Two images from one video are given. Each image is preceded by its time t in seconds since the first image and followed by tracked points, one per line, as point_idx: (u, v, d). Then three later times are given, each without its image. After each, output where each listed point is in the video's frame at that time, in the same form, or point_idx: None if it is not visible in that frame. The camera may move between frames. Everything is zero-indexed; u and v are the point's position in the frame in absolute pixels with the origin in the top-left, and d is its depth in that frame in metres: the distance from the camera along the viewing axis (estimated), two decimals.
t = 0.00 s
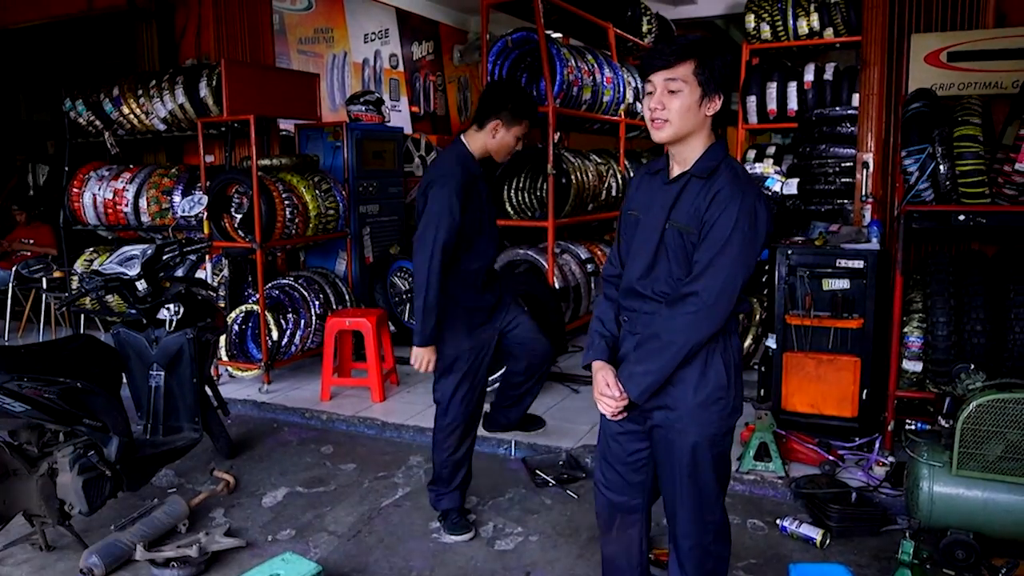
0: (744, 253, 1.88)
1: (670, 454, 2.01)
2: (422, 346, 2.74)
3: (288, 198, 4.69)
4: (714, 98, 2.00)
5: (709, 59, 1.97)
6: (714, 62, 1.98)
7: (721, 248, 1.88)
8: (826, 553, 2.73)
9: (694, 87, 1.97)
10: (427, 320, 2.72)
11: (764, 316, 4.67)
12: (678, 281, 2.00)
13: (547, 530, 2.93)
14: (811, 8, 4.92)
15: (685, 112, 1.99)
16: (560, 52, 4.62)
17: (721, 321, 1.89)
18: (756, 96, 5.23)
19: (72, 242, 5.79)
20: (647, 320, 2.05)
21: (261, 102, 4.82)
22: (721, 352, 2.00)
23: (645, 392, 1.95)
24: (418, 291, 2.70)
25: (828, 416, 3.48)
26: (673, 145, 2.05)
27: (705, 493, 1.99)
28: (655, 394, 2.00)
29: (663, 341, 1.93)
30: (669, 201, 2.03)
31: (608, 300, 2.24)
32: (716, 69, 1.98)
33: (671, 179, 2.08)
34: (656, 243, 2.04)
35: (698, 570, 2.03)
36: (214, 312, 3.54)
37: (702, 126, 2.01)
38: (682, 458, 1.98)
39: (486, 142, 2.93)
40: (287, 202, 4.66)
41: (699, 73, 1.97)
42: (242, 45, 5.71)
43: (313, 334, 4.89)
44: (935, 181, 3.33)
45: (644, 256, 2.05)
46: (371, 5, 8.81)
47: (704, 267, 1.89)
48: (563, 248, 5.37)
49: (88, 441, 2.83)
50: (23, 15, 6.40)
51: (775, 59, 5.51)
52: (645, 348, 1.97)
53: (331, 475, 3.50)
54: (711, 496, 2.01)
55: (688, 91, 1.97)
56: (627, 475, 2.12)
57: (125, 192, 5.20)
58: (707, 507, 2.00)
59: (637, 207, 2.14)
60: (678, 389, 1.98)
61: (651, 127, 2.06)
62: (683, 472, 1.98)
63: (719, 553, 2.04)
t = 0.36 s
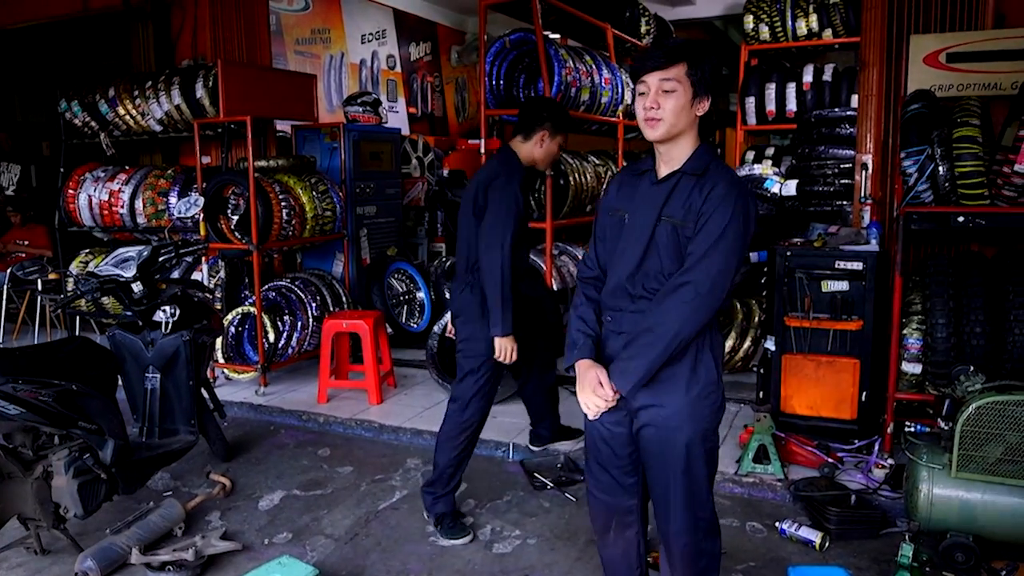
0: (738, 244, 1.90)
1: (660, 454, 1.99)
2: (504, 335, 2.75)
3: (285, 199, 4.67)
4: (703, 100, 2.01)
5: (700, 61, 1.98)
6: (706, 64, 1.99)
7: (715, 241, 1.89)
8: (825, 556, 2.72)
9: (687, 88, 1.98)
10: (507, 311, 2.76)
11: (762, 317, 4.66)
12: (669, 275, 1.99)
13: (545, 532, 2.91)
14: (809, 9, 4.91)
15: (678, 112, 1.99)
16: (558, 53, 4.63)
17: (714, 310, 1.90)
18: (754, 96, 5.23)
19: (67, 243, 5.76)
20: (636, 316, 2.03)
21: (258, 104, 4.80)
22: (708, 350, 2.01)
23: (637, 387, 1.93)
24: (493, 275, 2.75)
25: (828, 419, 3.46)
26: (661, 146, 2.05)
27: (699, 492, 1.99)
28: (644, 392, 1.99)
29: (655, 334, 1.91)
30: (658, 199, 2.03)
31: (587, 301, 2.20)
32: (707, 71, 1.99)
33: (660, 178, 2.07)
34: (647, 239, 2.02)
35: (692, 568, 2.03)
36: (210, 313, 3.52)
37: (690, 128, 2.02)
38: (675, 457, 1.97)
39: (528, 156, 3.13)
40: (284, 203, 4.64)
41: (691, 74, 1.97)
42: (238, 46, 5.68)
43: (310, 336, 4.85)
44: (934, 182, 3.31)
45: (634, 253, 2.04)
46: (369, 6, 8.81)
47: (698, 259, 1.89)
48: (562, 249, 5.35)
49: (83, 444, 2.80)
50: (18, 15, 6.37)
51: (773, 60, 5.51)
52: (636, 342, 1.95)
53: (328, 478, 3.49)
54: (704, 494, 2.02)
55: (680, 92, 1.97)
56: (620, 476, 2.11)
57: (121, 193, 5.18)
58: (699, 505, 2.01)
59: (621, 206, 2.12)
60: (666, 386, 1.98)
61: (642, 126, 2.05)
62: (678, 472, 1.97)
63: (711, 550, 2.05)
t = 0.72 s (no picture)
0: (720, 235, 1.98)
1: (651, 453, 2.00)
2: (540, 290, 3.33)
3: (282, 199, 4.67)
4: (677, 102, 2.06)
5: (674, 64, 2.04)
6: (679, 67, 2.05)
7: (699, 234, 1.95)
8: (824, 556, 2.71)
9: (663, 89, 2.03)
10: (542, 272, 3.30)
11: (761, 318, 4.65)
12: (656, 270, 2.03)
13: (544, 533, 2.91)
14: (809, 8, 4.90)
15: (655, 113, 2.04)
16: (556, 52, 4.62)
17: (701, 298, 1.96)
18: (753, 96, 5.23)
19: (63, 244, 5.74)
20: (625, 313, 2.04)
21: (255, 104, 4.78)
22: (695, 346, 2.06)
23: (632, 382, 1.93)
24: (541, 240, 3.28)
25: (827, 419, 3.46)
26: (637, 146, 2.09)
27: (692, 489, 2.00)
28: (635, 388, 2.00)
29: (646, 326, 1.94)
30: (638, 197, 2.07)
31: (568, 303, 2.20)
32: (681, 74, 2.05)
33: (637, 179, 2.11)
34: (631, 238, 2.05)
35: (685, 565, 2.05)
36: (208, 314, 3.51)
37: (665, 128, 2.07)
38: (667, 454, 1.98)
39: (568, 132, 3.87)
40: (282, 203, 4.64)
41: (668, 76, 2.03)
42: (236, 45, 5.67)
43: (307, 336, 4.83)
44: (933, 182, 3.31)
45: (619, 251, 2.06)
46: (368, 5, 8.80)
47: (684, 251, 1.95)
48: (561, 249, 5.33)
49: (80, 445, 2.80)
50: (15, 15, 6.34)
51: (772, 59, 5.50)
52: (626, 337, 1.96)
53: (326, 479, 3.48)
54: (695, 490, 2.03)
55: (656, 94, 2.02)
56: (613, 475, 2.11)
57: (118, 193, 5.17)
58: (691, 500, 2.02)
59: (601, 208, 2.14)
60: (652, 380, 1.98)
61: (619, 126, 2.09)
62: (670, 470, 1.98)
63: (704, 545, 2.07)
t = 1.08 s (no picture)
0: (706, 229, 1.99)
1: (643, 450, 2.01)
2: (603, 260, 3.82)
3: (282, 198, 4.67)
4: (658, 103, 2.08)
5: (652, 65, 2.07)
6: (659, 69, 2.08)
7: (684, 228, 1.96)
8: (825, 556, 2.71)
9: (645, 91, 2.05)
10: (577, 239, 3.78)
11: (761, 318, 4.64)
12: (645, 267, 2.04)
13: (544, 533, 2.91)
14: (809, 8, 4.90)
15: (638, 114, 2.06)
16: (556, 52, 4.62)
17: (690, 292, 1.97)
18: (754, 96, 5.23)
19: (64, 243, 5.73)
20: (616, 310, 2.05)
21: (255, 103, 4.78)
22: (685, 342, 2.08)
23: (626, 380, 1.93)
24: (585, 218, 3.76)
25: (827, 419, 3.46)
26: (622, 148, 2.11)
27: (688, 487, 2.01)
28: (626, 385, 2.03)
29: (634, 321, 1.95)
30: (625, 196, 2.08)
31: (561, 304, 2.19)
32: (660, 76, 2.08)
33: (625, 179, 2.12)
34: (619, 236, 2.06)
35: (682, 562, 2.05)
36: (208, 314, 3.51)
37: (649, 128, 2.09)
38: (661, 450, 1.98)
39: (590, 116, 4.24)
40: (282, 202, 4.64)
41: (649, 77, 2.06)
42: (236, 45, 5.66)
43: (307, 336, 4.84)
44: (933, 182, 3.32)
45: (608, 250, 2.07)
46: (368, 5, 8.81)
47: (670, 246, 1.96)
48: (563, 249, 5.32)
49: (81, 444, 2.80)
50: (15, 14, 6.33)
51: (773, 59, 5.50)
52: (616, 333, 1.97)
53: (326, 479, 3.48)
54: (691, 488, 2.04)
55: (638, 95, 2.04)
56: (611, 473, 2.12)
57: (118, 193, 5.17)
58: (685, 497, 2.03)
59: (590, 209, 2.15)
60: (645, 378, 2.03)
61: (603, 130, 2.11)
62: (665, 467, 1.99)
63: (699, 543, 2.08)
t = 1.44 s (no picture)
0: (698, 226, 1.97)
1: (640, 447, 2.03)
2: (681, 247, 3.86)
3: (282, 198, 4.66)
4: (652, 101, 2.07)
5: (646, 64, 2.04)
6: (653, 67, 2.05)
7: (675, 227, 1.95)
8: (825, 556, 2.71)
9: (638, 90, 2.04)
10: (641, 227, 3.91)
11: (761, 318, 4.64)
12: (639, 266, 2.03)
13: (544, 533, 2.90)
14: (809, 7, 4.90)
15: (632, 114, 2.05)
16: (557, 51, 4.61)
17: (683, 291, 1.95)
18: (754, 95, 5.23)
19: (64, 243, 5.73)
20: (613, 309, 2.05)
21: (255, 103, 4.78)
22: (682, 340, 2.06)
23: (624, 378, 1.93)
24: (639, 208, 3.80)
25: (827, 419, 3.45)
26: (617, 146, 2.11)
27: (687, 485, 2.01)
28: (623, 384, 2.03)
29: (627, 321, 1.94)
30: (618, 196, 2.08)
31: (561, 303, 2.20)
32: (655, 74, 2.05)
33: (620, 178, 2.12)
34: (614, 236, 2.06)
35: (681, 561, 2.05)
36: (207, 314, 3.51)
37: (643, 127, 2.08)
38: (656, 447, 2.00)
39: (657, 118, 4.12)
40: (282, 201, 4.63)
41: (643, 77, 2.04)
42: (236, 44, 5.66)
43: (307, 336, 4.84)
44: (934, 182, 3.31)
45: (603, 250, 2.07)
46: (369, 5, 8.81)
47: (660, 246, 1.95)
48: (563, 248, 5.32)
49: (80, 444, 2.79)
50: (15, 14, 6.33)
51: (773, 58, 5.49)
52: (611, 333, 1.97)
53: (326, 478, 3.48)
54: (689, 486, 2.03)
55: (631, 95, 2.03)
56: (610, 469, 2.09)
57: (118, 193, 5.17)
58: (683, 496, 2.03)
59: (587, 209, 2.15)
60: (643, 376, 2.02)
61: (597, 129, 2.11)
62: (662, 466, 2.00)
63: (698, 542, 2.07)
